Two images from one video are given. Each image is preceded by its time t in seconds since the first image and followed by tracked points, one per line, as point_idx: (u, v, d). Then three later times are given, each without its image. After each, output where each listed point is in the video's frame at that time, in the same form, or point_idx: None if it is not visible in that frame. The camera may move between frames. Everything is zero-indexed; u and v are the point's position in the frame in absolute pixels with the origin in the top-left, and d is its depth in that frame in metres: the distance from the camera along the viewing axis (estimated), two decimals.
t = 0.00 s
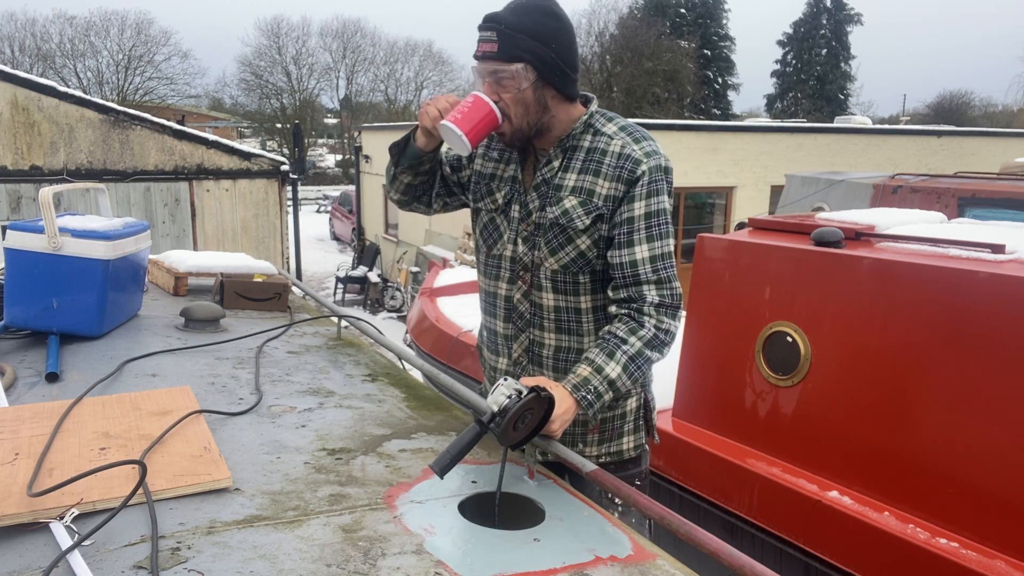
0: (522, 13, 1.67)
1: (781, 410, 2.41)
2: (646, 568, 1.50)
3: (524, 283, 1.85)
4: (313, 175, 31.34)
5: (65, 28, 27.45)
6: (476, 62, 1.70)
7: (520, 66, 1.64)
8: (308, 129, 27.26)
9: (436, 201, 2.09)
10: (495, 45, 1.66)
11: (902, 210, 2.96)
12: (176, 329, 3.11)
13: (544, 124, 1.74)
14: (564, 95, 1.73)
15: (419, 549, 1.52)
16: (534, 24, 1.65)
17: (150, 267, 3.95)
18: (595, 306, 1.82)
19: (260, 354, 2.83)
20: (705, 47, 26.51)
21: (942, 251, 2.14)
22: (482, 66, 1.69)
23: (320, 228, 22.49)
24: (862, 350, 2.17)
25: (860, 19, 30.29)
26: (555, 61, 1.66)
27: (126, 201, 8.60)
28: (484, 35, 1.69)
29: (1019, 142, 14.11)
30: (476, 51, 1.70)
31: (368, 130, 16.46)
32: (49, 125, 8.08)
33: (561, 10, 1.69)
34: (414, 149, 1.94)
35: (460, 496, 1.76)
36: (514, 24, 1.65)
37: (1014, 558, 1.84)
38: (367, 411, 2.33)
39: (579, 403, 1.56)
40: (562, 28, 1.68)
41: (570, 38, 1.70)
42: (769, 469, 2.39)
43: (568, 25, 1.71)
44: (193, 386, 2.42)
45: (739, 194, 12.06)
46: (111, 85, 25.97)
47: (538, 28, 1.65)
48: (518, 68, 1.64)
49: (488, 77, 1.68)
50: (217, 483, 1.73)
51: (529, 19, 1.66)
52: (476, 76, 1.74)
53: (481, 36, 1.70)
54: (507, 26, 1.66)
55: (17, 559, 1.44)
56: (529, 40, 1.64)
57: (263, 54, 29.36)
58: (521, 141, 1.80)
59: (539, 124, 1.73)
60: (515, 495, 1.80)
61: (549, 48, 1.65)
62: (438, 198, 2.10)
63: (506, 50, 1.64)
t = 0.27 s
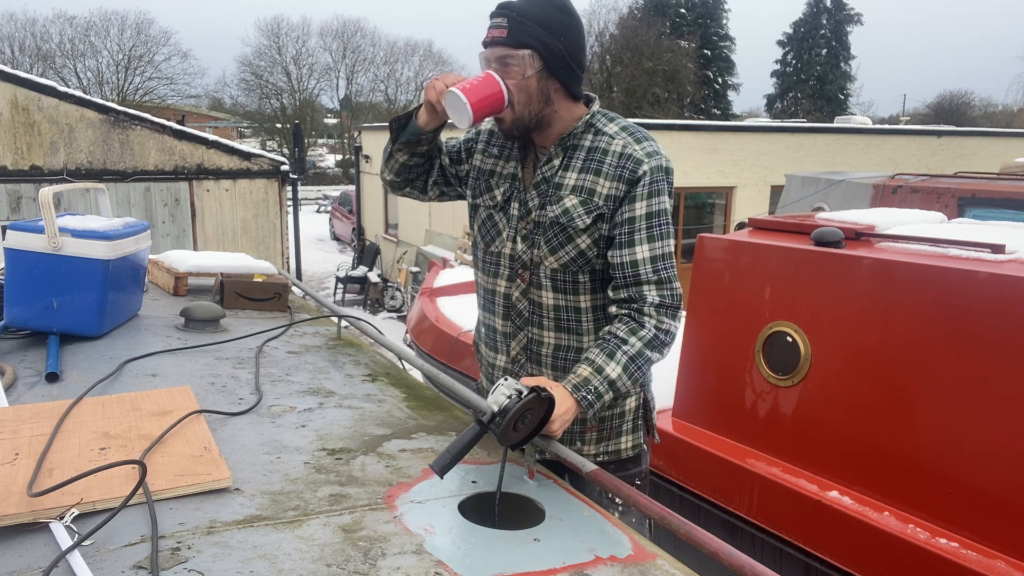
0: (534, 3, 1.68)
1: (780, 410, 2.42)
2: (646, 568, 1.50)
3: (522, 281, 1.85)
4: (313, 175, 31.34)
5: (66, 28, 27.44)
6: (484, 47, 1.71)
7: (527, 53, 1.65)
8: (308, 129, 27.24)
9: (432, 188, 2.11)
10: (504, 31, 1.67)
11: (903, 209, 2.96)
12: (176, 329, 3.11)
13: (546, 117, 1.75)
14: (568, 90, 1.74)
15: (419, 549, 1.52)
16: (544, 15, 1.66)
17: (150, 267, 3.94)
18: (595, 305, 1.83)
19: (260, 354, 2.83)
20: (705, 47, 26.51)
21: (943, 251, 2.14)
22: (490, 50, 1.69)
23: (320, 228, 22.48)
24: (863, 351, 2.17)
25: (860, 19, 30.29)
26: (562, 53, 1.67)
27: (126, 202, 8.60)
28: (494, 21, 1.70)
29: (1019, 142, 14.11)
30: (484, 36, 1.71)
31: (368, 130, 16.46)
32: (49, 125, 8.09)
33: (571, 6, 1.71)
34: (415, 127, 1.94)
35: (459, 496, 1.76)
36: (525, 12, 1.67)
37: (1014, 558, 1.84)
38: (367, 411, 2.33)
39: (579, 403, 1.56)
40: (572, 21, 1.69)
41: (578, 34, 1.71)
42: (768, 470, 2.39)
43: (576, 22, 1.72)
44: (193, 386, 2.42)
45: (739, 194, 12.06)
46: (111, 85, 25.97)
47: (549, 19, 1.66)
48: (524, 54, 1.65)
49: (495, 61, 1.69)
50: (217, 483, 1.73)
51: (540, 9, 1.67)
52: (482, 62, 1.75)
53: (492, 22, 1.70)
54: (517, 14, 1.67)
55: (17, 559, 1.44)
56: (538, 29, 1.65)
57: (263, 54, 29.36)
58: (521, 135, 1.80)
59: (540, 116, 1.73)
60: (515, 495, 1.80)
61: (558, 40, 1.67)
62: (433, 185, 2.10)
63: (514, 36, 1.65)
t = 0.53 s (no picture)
0: None
1: (781, 410, 2.42)
2: (646, 568, 1.50)
3: (522, 280, 1.85)
4: (313, 175, 31.34)
5: (65, 28, 27.44)
6: (489, 38, 1.71)
7: (531, 44, 1.65)
8: (308, 129, 27.24)
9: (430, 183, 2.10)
10: (510, 21, 1.67)
11: (903, 210, 2.96)
12: (176, 329, 3.11)
13: (546, 112, 1.74)
14: (571, 86, 1.74)
15: (419, 549, 1.52)
16: (550, 8, 1.66)
17: (150, 267, 3.94)
18: (595, 305, 1.83)
19: (260, 354, 2.83)
20: (705, 47, 26.50)
21: (943, 251, 2.14)
22: (496, 40, 1.69)
23: (320, 228, 22.48)
24: (863, 351, 2.17)
25: (860, 19, 30.30)
26: (566, 47, 1.67)
27: (126, 202, 8.60)
28: (501, 12, 1.70)
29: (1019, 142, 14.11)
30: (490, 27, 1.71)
31: (368, 130, 16.46)
32: (49, 125, 8.08)
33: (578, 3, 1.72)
34: (416, 115, 1.94)
35: (459, 496, 1.76)
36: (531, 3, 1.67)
37: (1014, 558, 1.84)
38: (367, 411, 2.33)
39: (579, 403, 1.57)
40: (578, 17, 1.70)
41: (584, 31, 1.72)
42: (769, 470, 2.39)
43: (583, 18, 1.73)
44: (193, 387, 2.42)
45: (739, 194, 12.06)
46: (111, 85, 25.96)
47: (555, 12, 1.66)
48: (529, 45, 1.65)
49: (500, 51, 1.69)
50: (217, 483, 1.73)
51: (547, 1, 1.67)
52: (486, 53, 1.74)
53: (499, 13, 1.71)
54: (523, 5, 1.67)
55: (17, 559, 1.44)
56: (544, 21, 1.65)
57: (263, 54, 29.35)
58: (520, 131, 1.79)
59: (540, 112, 1.73)
60: (515, 495, 1.80)
61: (563, 34, 1.67)
62: (433, 180, 2.10)
63: (520, 26, 1.65)
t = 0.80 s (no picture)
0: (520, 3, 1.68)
1: (781, 410, 2.42)
2: (646, 568, 1.50)
3: (521, 282, 1.85)
4: (313, 175, 31.33)
5: (65, 28, 27.43)
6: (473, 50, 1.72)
7: (513, 53, 1.65)
8: (308, 129, 27.24)
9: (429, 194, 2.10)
10: (491, 33, 1.67)
11: (903, 209, 2.96)
12: (176, 329, 3.11)
13: (536, 116, 1.75)
14: (557, 88, 1.73)
15: (419, 549, 1.52)
16: (530, 14, 1.66)
17: (150, 267, 3.95)
18: (595, 306, 1.82)
19: (260, 354, 2.83)
20: (705, 47, 26.50)
21: (943, 251, 2.14)
22: (478, 53, 1.70)
23: (320, 228, 22.48)
24: (862, 351, 2.17)
25: (860, 19, 30.32)
26: (549, 51, 1.67)
27: (126, 202, 8.60)
28: (482, 24, 1.70)
29: (1019, 142, 14.10)
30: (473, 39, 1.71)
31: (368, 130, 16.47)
32: (49, 125, 8.09)
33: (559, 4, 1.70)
34: (406, 131, 1.96)
35: (459, 496, 1.76)
36: (511, 12, 1.67)
37: (1014, 558, 1.84)
38: (367, 411, 2.33)
39: (579, 403, 1.57)
40: (560, 19, 1.69)
41: (568, 31, 1.70)
42: (769, 470, 2.39)
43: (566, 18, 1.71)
44: (193, 386, 2.42)
45: (739, 194, 12.06)
46: (111, 85, 25.96)
47: (535, 18, 1.66)
48: (511, 53, 1.65)
49: (484, 62, 1.69)
50: (217, 483, 1.73)
51: (527, 8, 1.67)
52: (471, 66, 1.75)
53: (480, 25, 1.71)
54: (504, 15, 1.67)
55: (17, 559, 1.44)
56: (524, 29, 1.65)
57: (263, 54, 29.35)
58: (513, 134, 1.80)
59: (528, 116, 1.73)
60: (515, 495, 1.80)
61: (544, 39, 1.66)
62: (433, 191, 2.10)
63: (500, 37, 1.65)
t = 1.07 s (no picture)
0: (457, 41, 1.64)
1: (781, 410, 2.42)
2: (646, 568, 1.50)
3: (514, 295, 1.86)
4: (313, 175, 31.32)
5: (65, 28, 27.41)
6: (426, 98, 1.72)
7: (456, 95, 1.63)
8: (308, 129, 27.23)
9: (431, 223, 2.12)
10: (433, 79, 1.66)
11: (903, 209, 2.96)
12: (176, 329, 3.11)
13: (505, 139, 1.74)
14: (515, 111, 1.68)
15: (419, 549, 1.52)
16: (468, 50, 1.62)
17: (150, 267, 3.95)
18: (588, 312, 1.83)
19: (261, 354, 2.83)
20: (705, 47, 26.49)
21: (942, 251, 2.14)
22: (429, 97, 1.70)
23: (320, 228, 22.47)
24: (862, 351, 2.17)
25: (859, 19, 30.34)
26: (494, 82, 1.62)
27: (126, 202, 8.60)
28: (427, 70, 1.69)
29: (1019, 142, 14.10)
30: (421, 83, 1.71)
31: (368, 130, 16.47)
32: (49, 125, 8.09)
33: (497, 26, 1.63)
34: (388, 185, 2.08)
35: (459, 496, 1.76)
36: (448, 53, 1.64)
37: (1014, 558, 1.84)
38: (367, 411, 2.33)
39: (579, 402, 1.57)
40: (500, 44, 1.63)
41: (510, 53, 1.64)
42: (768, 470, 2.39)
43: (508, 38, 1.65)
44: (193, 386, 2.42)
45: (739, 194, 12.06)
46: (111, 85, 25.96)
47: (475, 52, 1.62)
48: (455, 97, 1.63)
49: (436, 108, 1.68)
50: (217, 483, 1.73)
51: (464, 44, 1.63)
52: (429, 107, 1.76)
53: (425, 70, 1.70)
54: (441, 56, 1.65)
55: (17, 559, 1.44)
56: (463, 68, 1.61)
57: (263, 54, 29.35)
58: (489, 157, 1.79)
59: (491, 143, 1.73)
60: (515, 496, 1.80)
61: (486, 71, 1.62)
62: (434, 222, 2.12)
63: (442, 82, 1.63)
